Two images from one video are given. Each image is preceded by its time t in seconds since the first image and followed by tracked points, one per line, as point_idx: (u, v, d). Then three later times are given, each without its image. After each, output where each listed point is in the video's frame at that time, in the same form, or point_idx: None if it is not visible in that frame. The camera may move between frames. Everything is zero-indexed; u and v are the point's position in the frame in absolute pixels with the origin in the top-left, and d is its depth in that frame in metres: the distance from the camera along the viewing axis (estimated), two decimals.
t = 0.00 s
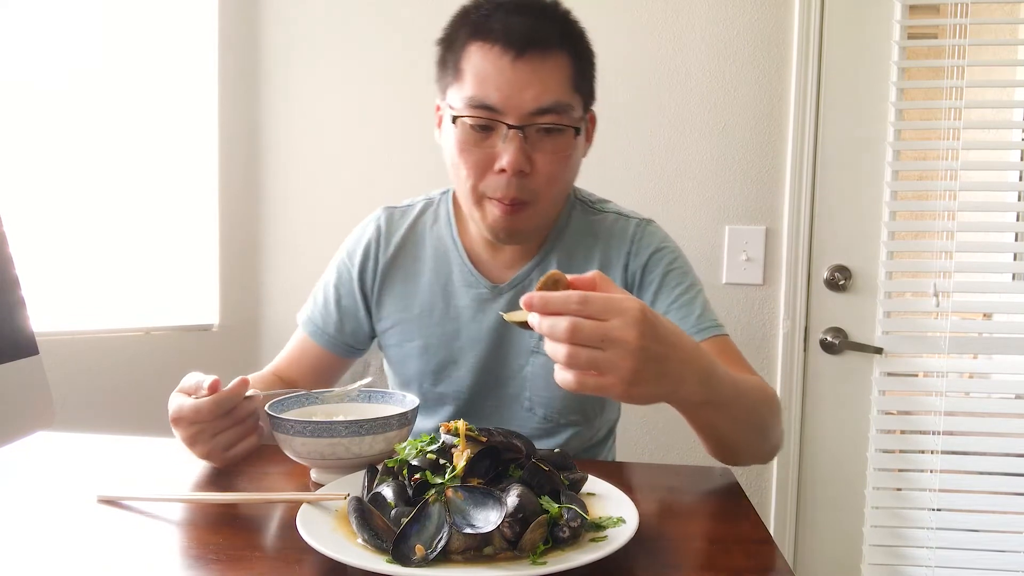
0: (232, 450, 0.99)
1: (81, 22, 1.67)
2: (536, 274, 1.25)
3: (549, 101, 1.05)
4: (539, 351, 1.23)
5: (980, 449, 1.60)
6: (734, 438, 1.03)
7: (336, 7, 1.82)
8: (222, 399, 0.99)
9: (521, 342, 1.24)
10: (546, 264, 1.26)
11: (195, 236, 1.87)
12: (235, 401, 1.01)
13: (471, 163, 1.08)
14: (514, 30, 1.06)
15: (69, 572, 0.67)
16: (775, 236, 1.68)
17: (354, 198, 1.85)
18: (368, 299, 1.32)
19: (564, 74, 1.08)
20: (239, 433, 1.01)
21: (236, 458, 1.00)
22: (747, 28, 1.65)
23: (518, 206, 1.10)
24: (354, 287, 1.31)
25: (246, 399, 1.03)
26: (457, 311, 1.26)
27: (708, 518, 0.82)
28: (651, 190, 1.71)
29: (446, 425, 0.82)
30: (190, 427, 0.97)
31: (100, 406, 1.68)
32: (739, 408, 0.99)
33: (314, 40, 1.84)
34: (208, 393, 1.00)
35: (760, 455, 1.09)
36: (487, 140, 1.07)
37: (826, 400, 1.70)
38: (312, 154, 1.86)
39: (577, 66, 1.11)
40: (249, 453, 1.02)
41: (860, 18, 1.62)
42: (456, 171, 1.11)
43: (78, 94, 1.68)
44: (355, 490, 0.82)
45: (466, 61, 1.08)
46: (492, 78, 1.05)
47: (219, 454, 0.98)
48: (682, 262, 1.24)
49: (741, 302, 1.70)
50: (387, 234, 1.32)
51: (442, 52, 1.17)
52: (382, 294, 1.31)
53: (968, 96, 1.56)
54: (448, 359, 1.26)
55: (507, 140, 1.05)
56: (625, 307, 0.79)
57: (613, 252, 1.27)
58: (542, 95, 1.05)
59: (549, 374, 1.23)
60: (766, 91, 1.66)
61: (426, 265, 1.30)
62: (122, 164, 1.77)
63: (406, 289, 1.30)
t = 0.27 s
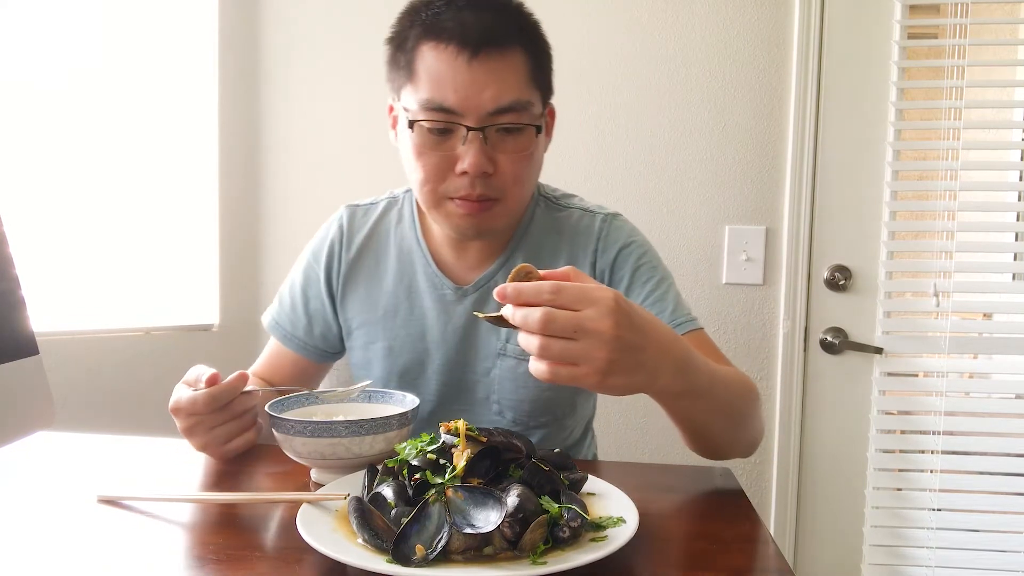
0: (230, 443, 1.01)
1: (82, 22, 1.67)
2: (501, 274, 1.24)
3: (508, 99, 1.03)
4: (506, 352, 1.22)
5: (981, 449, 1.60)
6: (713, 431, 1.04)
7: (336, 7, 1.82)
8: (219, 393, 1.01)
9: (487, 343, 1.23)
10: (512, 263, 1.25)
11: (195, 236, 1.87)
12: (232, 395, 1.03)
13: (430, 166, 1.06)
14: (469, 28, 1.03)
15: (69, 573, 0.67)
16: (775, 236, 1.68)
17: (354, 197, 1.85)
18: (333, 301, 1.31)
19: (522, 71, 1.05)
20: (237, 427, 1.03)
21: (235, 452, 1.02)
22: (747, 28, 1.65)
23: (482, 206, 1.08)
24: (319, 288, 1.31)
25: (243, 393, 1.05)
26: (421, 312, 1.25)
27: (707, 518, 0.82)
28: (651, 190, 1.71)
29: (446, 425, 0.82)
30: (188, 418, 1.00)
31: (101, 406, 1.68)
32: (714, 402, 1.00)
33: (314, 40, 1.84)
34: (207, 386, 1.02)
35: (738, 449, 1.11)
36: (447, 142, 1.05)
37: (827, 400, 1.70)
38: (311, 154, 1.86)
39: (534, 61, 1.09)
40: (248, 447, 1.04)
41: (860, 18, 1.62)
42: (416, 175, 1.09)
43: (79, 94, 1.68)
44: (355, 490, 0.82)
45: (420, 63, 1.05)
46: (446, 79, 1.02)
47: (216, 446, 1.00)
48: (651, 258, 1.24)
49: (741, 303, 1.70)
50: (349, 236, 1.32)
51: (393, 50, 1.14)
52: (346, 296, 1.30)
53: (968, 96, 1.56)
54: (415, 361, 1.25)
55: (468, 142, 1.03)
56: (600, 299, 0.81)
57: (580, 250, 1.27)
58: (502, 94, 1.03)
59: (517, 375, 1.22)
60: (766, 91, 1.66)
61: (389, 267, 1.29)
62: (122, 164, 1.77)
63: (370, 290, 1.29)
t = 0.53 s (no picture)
0: (235, 446, 1.00)
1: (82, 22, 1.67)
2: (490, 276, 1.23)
3: (499, 96, 1.02)
4: (498, 355, 1.21)
5: (981, 449, 1.60)
6: (713, 426, 1.04)
7: (335, 7, 1.83)
8: (224, 397, 0.99)
9: (478, 347, 1.22)
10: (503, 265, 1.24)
11: (195, 236, 1.87)
12: (238, 398, 1.01)
13: (420, 166, 1.05)
14: (458, 24, 1.03)
15: (69, 573, 0.67)
16: (775, 236, 1.68)
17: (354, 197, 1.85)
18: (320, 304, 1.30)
19: (511, 68, 1.05)
20: (242, 430, 1.01)
21: (240, 454, 1.01)
22: (746, 28, 1.65)
23: (472, 206, 1.08)
24: (305, 291, 1.29)
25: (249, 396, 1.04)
26: (410, 316, 1.24)
27: (707, 518, 0.82)
28: (651, 190, 1.71)
29: (446, 425, 0.82)
30: (194, 421, 0.99)
31: (101, 406, 1.68)
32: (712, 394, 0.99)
33: (313, 40, 1.84)
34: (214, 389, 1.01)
35: (735, 444, 1.11)
36: (437, 141, 1.04)
37: (827, 400, 1.70)
38: (311, 154, 1.86)
39: (525, 58, 1.09)
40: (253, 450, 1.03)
41: (860, 18, 1.62)
42: (405, 176, 1.08)
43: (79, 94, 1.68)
44: (355, 490, 0.82)
45: (409, 60, 1.05)
46: (436, 76, 1.02)
47: (220, 449, 0.99)
48: (643, 253, 1.24)
49: (741, 303, 1.70)
50: (335, 237, 1.30)
51: (379, 49, 1.14)
52: (333, 299, 1.28)
53: (968, 96, 1.56)
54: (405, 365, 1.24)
55: (458, 140, 1.02)
56: (579, 278, 0.81)
57: (571, 248, 1.27)
58: (493, 91, 1.02)
59: (509, 378, 1.21)
60: (766, 91, 1.66)
61: (377, 269, 1.27)
62: (122, 164, 1.77)
63: (357, 293, 1.27)
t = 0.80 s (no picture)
0: (234, 450, 0.99)
1: (82, 22, 1.67)
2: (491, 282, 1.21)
3: (499, 96, 1.02)
4: (499, 362, 1.20)
5: (980, 449, 1.60)
6: (715, 422, 1.02)
7: (335, 7, 1.83)
8: (222, 400, 0.99)
9: (478, 353, 1.22)
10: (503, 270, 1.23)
11: (195, 236, 1.87)
12: (236, 401, 1.01)
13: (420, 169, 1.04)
14: (456, 24, 1.03)
15: (68, 572, 0.67)
16: (775, 236, 1.68)
17: (354, 197, 1.85)
18: (319, 310, 1.30)
19: (511, 68, 1.05)
20: (241, 433, 1.01)
21: (239, 457, 1.00)
22: (747, 28, 1.65)
23: (472, 208, 1.07)
24: (303, 298, 1.29)
25: (248, 398, 1.04)
26: (409, 322, 1.23)
27: (708, 518, 0.82)
28: (651, 190, 1.71)
29: (446, 425, 0.82)
30: (192, 424, 0.98)
31: (100, 406, 1.68)
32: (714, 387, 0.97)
33: (313, 40, 1.84)
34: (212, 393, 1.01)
35: (740, 445, 1.09)
36: (436, 143, 1.03)
37: (827, 400, 1.70)
38: (311, 154, 1.86)
39: (524, 58, 1.09)
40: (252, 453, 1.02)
41: (861, 19, 1.62)
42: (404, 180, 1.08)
43: (79, 94, 1.68)
44: (355, 489, 0.82)
45: (407, 62, 1.04)
46: (435, 77, 1.01)
47: (220, 452, 0.98)
48: (643, 249, 1.24)
49: (741, 303, 1.70)
50: (332, 242, 1.30)
51: (376, 51, 1.14)
52: (331, 305, 1.28)
53: (968, 96, 1.56)
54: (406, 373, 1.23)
55: (458, 141, 1.02)
56: (559, 255, 0.79)
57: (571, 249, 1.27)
58: (493, 91, 1.02)
59: (511, 384, 1.20)
60: (766, 91, 1.66)
61: (376, 275, 1.27)
62: (122, 163, 1.76)
63: (356, 300, 1.27)
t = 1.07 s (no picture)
0: (236, 452, 0.99)
1: (82, 22, 1.67)
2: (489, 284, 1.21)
3: (500, 88, 1.01)
4: (498, 364, 1.20)
5: (980, 449, 1.60)
6: (718, 404, 0.91)
7: (334, 7, 1.83)
8: (224, 403, 0.99)
9: (477, 356, 1.21)
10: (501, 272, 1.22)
11: (195, 236, 1.87)
12: (238, 404, 1.01)
13: (421, 162, 1.03)
14: (456, 17, 1.03)
15: (68, 572, 0.67)
16: (775, 236, 1.68)
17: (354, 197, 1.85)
18: (315, 316, 1.29)
19: (510, 61, 1.04)
20: (243, 436, 1.00)
21: (241, 459, 0.99)
22: (746, 27, 1.65)
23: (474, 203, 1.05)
24: (299, 304, 1.28)
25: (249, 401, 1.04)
26: (407, 326, 1.22)
27: (709, 518, 0.82)
28: (650, 190, 1.71)
29: (446, 425, 0.82)
30: (194, 427, 0.98)
31: (101, 406, 1.68)
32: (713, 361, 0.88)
33: (313, 40, 1.84)
34: (214, 395, 1.01)
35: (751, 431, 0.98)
36: (437, 137, 1.02)
37: (827, 400, 1.70)
38: (311, 154, 1.86)
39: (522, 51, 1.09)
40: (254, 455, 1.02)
41: (861, 19, 1.62)
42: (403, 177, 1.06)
43: (79, 94, 1.68)
44: (355, 489, 0.82)
45: (405, 56, 1.04)
46: (435, 68, 1.01)
47: (221, 454, 0.98)
48: (642, 240, 1.23)
49: (741, 303, 1.70)
50: (326, 247, 1.29)
51: (374, 48, 1.14)
52: (327, 310, 1.28)
53: (968, 96, 1.56)
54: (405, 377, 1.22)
55: (459, 134, 1.00)
56: (533, 192, 0.75)
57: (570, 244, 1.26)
58: (493, 83, 1.01)
59: (511, 386, 1.20)
60: (766, 91, 1.66)
61: (372, 279, 1.26)
62: (123, 163, 1.77)
63: (352, 305, 1.26)
